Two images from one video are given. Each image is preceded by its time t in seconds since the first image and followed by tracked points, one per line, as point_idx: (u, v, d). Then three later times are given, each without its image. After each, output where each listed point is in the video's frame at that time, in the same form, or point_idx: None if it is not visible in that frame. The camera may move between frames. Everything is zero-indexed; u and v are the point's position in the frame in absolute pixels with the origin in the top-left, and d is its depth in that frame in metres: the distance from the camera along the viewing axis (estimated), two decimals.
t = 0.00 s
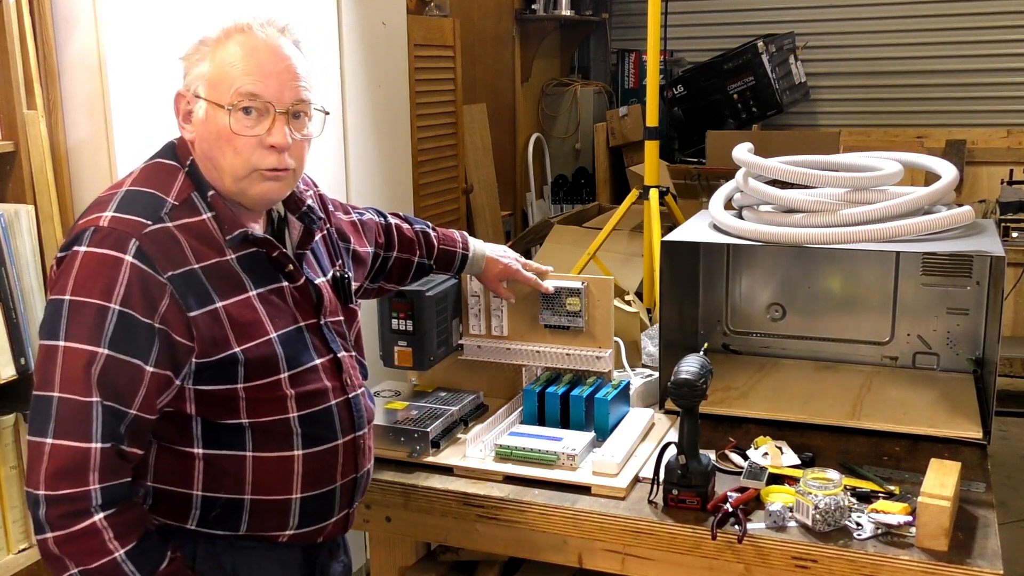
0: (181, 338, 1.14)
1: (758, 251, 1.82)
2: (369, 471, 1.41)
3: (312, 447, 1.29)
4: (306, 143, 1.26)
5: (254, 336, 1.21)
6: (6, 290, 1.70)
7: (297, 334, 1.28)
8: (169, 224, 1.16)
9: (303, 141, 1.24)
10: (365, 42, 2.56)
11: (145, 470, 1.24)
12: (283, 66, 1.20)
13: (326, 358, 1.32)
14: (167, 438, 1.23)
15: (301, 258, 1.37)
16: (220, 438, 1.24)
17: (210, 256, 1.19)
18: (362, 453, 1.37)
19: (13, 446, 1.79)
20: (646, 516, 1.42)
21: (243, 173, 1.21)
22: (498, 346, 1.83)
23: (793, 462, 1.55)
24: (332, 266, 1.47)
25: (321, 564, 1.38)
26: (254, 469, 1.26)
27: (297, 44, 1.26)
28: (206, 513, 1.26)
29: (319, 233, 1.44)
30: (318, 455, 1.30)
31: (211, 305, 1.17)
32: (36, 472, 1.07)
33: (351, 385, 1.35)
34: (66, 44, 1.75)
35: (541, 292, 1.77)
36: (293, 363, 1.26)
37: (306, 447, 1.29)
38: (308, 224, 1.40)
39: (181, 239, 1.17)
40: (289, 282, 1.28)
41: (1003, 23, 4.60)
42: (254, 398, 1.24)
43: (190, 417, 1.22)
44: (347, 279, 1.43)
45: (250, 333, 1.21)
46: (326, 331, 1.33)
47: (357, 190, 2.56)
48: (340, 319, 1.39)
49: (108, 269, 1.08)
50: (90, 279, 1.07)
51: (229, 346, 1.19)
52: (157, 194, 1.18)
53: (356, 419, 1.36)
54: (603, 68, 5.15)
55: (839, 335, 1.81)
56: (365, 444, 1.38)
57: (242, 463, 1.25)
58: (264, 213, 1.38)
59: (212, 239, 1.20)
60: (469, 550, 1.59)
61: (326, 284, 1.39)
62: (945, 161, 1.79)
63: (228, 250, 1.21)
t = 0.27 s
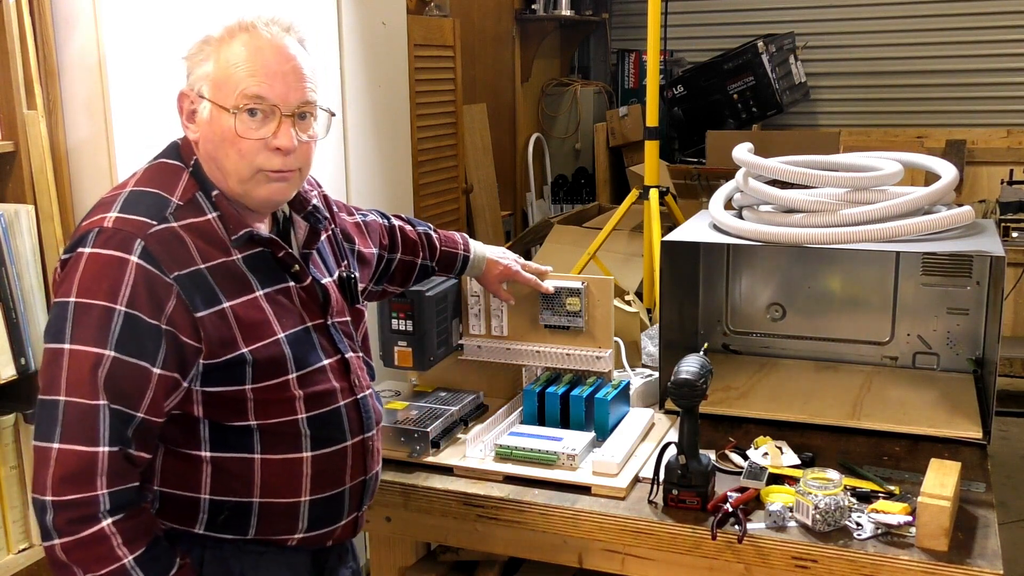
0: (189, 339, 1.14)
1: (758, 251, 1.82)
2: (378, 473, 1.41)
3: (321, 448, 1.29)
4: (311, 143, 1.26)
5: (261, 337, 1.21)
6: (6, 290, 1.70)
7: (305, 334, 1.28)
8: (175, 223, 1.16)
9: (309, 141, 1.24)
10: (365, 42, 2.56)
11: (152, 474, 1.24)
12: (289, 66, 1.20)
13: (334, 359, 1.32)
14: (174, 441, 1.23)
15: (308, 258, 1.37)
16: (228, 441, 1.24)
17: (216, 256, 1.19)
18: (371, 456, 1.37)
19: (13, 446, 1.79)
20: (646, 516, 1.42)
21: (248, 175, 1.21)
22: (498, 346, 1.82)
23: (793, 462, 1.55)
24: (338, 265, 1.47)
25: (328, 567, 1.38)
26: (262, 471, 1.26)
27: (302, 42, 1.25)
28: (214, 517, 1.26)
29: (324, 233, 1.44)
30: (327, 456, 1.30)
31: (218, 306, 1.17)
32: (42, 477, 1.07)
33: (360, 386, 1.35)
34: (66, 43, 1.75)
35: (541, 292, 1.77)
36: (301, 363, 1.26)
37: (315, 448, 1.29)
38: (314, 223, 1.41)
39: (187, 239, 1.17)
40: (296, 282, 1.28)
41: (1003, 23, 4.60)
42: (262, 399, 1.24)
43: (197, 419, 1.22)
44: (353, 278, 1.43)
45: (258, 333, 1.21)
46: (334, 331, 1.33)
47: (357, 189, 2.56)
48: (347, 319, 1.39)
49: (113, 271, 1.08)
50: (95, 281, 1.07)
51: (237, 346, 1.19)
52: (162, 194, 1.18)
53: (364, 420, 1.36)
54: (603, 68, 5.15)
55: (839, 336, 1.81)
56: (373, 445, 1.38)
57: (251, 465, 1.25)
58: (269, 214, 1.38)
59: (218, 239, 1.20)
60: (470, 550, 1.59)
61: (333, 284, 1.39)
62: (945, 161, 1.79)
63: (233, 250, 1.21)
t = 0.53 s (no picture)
0: (196, 339, 1.14)
1: (758, 251, 1.82)
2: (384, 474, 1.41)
3: (328, 449, 1.29)
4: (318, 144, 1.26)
5: (269, 337, 1.21)
6: (6, 290, 1.70)
7: (311, 335, 1.28)
8: (182, 224, 1.16)
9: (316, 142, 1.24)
10: (365, 42, 2.56)
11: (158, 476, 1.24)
12: (295, 66, 1.20)
13: (340, 359, 1.32)
14: (182, 444, 1.23)
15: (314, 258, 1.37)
16: (236, 442, 1.24)
17: (223, 256, 1.19)
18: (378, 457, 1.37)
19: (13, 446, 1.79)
20: (646, 516, 1.42)
21: (256, 176, 1.21)
22: (498, 346, 1.82)
23: (793, 462, 1.55)
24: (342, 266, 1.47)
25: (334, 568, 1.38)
26: (269, 472, 1.26)
27: (308, 41, 1.25)
28: (220, 518, 1.26)
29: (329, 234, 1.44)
30: (334, 457, 1.30)
31: (226, 306, 1.17)
32: (49, 479, 1.06)
33: (366, 387, 1.35)
34: (66, 43, 1.75)
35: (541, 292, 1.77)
36: (308, 364, 1.26)
37: (322, 449, 1.29)
38: (319, 224, 1.41)
39: (194, 239, 1.17)
40: (302, 283, 1.28)
41: (1003, 23, 4.60)
42: (269, 399, 1.24)
43: (204, 420, 1.22)
44: (358, 279, 1.43)
45: (265, 334, 1.21)
46: (339, 332, 1.33)
47: (358, 189, 2.56)
48: (352, 320, 1.39)
49: (121, 272, 1.08)
50: (103, 282, 1.07)
51: (244, 347, 1.19)
52: (168, 194, 1.18)
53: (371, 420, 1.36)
54: (603, 68, 5.15)
55: (840, 336, 1.81)
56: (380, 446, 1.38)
57: (258, 466, 1.25)
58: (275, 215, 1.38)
59: (225, 240, 1.20)
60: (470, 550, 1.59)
61: (338, 285, 1.39)
62: (945, 161, 1.79)
63: (240, 250, 1.21)
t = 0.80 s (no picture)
0: (207, 339, 1.14)
1: (757, 251, 1.82)
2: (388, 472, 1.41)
3: (335, 448, 1.29)
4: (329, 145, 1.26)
5: (278, 336, 1.21)
6: (6, 290, 1.71)
7: (318, 334, 1.28)
8: (191, 224, 1.16)
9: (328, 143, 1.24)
10: (365, 42, 2.55)
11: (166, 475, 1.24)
12: (308, 68, 1.19)
13: (346, 358, 1.32)
14: (191, 443, 1.23)
15: (320, 258, 1.37)
16: (244, 441, 1.24)
17: (232, 256, 1.19)
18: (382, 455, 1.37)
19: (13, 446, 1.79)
20: (646, 516, 1.42)
21: (268, 178, 1.21)
22: (498, 346, 1.82)
23: (793, 462, 1.55)
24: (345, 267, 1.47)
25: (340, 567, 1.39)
26: (277, 471, 1.26)
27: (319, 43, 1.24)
28: (228, 517, 1.26)
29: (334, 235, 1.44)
30: (341, 456, 1.30)
31: (235, 305, 1.17)
32: (61, 479, 1.06)
33: (371, 385, 1.35)
34: (66, 43, 1.75)
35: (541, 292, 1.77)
36: (315, 363, 1.26)
37: (329, 448, 1.29)
38: (324, 224, 1.41)
39: (204, 239, 1.16)
40: (309, 282, 1.28)
41: (1003, 23, 4.60)
42: (278, 398, 1.23)
43: (212, 420, 1.22)
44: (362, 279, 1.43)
45: (274, 333, 1.21)
46: (345, 331, 1.33)
47: (358, 189, 2.56)
48: (357, 319, 1.39)
49: (132, 271, 1.08)
50: (114, 282, 1.07)
51: (253, 346, 1.19)
52: (177, 194, 1.18)
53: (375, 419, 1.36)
54: (603, 68, 5.15)
55: (840, 336, 1.81)
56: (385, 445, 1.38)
57: (266, 465, 1.25)
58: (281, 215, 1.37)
59: (233, 240, 1.20)
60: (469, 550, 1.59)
61: (343, 285, 1.39)
62: (945, 161, 1.79)
63: (249, 250, 1.21)
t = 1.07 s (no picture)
0: (217, 339, 1.15)
1: (757, 251, 1.82)
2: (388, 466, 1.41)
3: (340, 442, 1.29)
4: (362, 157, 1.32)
5: (285, 334, 1.21)
6: (6, 290, 1.71)
7: (322, 331, 1.27)
8: (198, 225, 1.16)
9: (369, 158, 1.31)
10: (365, 42, 2.55)
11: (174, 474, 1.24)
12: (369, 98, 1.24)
13: (349, 354, 1.31)
14: (199, 442, 1.23)
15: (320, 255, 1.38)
16: (252, 437, 1.24)
17: (240, 258, 1.18)
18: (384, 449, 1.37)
19: (13, 446, 1.80)
20: (646, 516, 1.42)
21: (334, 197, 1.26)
22: (497, 346, 1.82)
23: (793, 462, 1.55)
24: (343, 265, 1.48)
25: (348, 561, 1.38)
26: (284, 465, 1.26)
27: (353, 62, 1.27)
28: (237, 513, 1.26)
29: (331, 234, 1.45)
30: (346, 449, 1.30)
31: (243, 304, 1.17)
32: (74, 481, 1.06)
33: (374, 380, 1.35)
34: (66, 43, 1.75)
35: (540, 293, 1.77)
36: (321, 359, 1.26)
37: (335, 442, 1.29)
38: (321, 224, 1.42)
39: (212, 242, 1.16)
40: (310, 280, 1.28)
41: (1003, 23, 4.60)
42: (285, 395, 1.23)
43: (220, 418, 1.22)
44: (360, 277, 1.43)
45: (281, 331, 1.21)
46: (346, 327, 1.32)
47: (359, 190, 2.56)
48: (356, 316, 1.39)
49: (142, 273, 1.09)
50: (125, 285, 1.08)
51: (260, 345, 1.19)
52: (182, 197, 1.18)
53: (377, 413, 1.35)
54: (603, 68, 5.15)
55: (840, 336, 1.81)
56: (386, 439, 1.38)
57: (273, 460, 1.25)
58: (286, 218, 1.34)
59: (241, 242, 1.19)
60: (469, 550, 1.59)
61: (342, 282, 1.39)
62: (945, 161, 1.79)
63: (254, 250, 1.21)
